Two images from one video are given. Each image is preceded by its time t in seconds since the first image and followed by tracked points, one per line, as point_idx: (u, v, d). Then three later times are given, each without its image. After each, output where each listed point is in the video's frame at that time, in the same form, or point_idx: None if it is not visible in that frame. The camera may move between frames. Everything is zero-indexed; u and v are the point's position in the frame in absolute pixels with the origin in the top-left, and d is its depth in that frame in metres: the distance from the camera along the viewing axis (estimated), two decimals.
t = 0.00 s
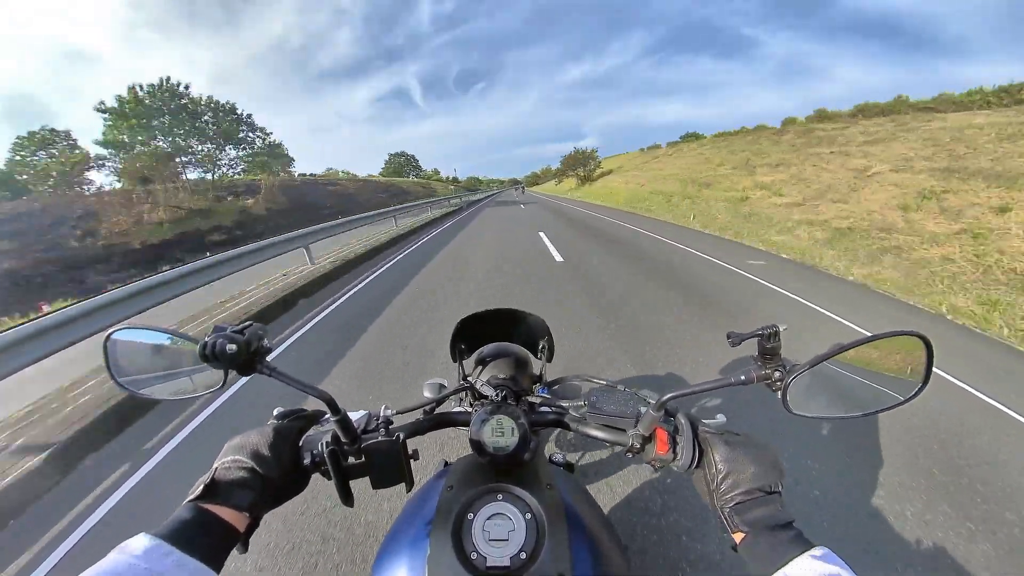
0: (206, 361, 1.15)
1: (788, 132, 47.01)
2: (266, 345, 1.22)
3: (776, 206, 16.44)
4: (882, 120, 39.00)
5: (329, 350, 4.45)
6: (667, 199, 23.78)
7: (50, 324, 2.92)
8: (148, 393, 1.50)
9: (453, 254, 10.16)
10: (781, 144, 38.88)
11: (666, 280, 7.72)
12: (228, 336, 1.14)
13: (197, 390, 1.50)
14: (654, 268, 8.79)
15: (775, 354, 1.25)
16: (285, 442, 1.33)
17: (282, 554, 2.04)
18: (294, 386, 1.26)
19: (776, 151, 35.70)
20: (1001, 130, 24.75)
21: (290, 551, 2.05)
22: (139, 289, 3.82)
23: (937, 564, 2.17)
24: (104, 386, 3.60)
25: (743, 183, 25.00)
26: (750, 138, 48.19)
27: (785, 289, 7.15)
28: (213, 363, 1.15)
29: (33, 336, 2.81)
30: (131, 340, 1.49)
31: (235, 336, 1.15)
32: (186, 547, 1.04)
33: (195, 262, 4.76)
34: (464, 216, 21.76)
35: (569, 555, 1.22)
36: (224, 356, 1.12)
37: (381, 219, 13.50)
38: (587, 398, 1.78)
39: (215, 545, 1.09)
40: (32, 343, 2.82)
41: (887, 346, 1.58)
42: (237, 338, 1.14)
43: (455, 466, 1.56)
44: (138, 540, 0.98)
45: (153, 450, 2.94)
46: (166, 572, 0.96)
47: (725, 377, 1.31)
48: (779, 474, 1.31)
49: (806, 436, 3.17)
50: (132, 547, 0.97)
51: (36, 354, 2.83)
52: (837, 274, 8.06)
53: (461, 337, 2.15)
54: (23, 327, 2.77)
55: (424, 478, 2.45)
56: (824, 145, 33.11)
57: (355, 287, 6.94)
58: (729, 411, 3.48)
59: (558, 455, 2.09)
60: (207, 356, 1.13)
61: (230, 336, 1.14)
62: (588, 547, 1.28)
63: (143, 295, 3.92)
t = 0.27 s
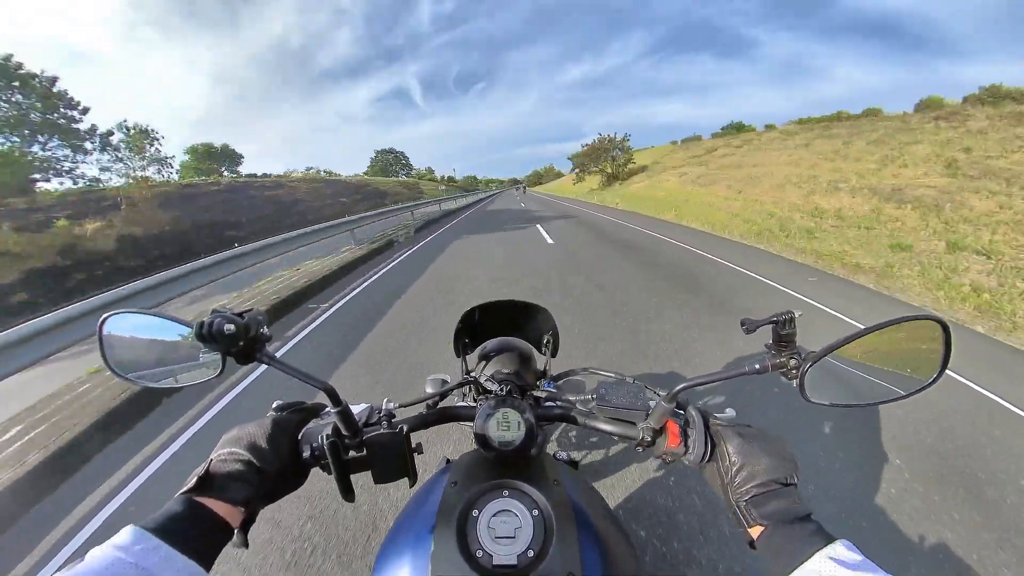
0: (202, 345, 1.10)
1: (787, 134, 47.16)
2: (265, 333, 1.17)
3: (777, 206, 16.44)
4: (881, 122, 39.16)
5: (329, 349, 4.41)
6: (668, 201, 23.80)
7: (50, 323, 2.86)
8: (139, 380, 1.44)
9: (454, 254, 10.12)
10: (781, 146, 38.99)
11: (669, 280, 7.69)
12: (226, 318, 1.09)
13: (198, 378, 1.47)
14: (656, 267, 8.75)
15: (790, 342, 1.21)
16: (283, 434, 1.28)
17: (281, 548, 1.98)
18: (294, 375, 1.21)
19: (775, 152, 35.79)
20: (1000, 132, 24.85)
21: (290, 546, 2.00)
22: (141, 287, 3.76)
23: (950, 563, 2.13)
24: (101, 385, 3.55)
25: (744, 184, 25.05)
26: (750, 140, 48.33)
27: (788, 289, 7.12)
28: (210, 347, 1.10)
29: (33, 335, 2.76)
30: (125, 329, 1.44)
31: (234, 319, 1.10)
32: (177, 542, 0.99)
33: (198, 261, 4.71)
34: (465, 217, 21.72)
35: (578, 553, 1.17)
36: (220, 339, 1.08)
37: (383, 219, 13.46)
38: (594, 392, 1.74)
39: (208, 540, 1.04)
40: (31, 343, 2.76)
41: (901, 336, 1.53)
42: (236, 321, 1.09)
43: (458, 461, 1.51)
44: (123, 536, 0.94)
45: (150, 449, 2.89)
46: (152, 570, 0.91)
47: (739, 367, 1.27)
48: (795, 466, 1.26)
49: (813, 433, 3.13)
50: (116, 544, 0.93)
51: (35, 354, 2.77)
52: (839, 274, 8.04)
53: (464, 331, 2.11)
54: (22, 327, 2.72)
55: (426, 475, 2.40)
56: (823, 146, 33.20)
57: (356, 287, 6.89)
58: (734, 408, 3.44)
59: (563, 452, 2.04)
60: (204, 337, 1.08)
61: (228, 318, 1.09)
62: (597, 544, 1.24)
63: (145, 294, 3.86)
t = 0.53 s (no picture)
0: (213, 350, 1.12)
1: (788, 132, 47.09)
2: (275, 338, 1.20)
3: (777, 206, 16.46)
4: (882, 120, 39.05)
5: (332, 351, 4.43)
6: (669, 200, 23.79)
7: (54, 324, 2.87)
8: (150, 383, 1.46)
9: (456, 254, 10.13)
10: (781, 145, 38.96)
11: (670, 280, 7.70)
12: (237, 325, 1.11)
13: (209, 380, 1.48)
14: (657, 267, 8.76)
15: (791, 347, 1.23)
16: (291, 438, 1.31)
17: (288, 551, 2.02)
18: (303, 380, 1.24)
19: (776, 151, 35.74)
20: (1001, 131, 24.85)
21: (297, 547, 2.04)
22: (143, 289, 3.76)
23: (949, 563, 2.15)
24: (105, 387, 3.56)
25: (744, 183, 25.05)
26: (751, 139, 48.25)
27: (790, 289, 7.13)
28: (222, 353, 1.12)
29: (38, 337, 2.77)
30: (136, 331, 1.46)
31: (245, 325, 1.13)
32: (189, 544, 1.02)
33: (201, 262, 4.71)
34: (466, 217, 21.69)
35: (582, 553, 1.19)
36: (232, 345, 1.10)
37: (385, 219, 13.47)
38: (596, 395, 1.76)
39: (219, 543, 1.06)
40: (35, 344, 2.78)
41: (899, 342, 1.54)
42: (247, 327, 1.12)
43: (463, 463, 1.54)
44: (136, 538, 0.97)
45: (154, 450, 2.90)
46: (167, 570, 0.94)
47: (740, 371, 1.29)
48: (794, 469, 1.28)
49: (814, 434, 3.15)
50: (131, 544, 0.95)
51: (39, 355, 2.78)
52: (840, 273, 8.05)
53: (468, 333, 2.13)
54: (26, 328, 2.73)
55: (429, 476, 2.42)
56: (824, 145, 33.14)
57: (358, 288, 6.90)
58: (735, 409, 3.46)
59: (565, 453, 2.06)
60: (216, 344, 1.10)
61: (240, 325, 1.12)
62: (601, 545, 1.26)
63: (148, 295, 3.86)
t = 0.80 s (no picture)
0: (207, 341, 1.10)
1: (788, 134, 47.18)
2: (269, 331, 1.18)
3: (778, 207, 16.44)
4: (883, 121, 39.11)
5: (331, 350, 4.42)
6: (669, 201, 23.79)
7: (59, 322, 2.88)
8: (141, 377, 1.43)
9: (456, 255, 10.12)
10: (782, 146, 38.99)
11: (670, 280, 7.68)
12: (231, 316, 1.09)
13: (199, 377, 1.45)
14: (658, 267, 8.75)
15: (794, 342, 1.21)
16: (286, 433, 1.29)
17: (280, 548, 1.99)
18: (297, 374, 1.22)
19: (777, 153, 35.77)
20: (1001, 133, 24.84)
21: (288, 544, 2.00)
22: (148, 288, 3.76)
23: (954, 563, 2.12)
24: (102, 383, 3.54)
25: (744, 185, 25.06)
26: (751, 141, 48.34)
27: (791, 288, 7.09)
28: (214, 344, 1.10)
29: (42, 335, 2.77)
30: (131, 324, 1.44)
31: (239, 316, 1.11)
32: (180, 538, 1.00)
33: (206, 262, 4.72)
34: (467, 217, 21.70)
35: (581, 552, 1.17)
36: (225, 336, 1.08)
37: (385, 219, 13.48)
38: (596, 392, 1.74)
39: (210, 538, 1.04)
40: (40, 343, 2.78)
41: (903, 336, 1.52)
42: (241, 318, 1.10)
43: (461, 460, 1.51)
44: (124, 528, 0.94)
45: (150, 449, 2.88)
46: (156, 564, 0.92)
47: (742, 367, 1.27)
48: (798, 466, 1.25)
49: (816, 433, 3.12)
50: (119, 536, 0.93)
51: (45, 354, 2.79)
52: (842, 273, 8.02)
53: (467, 331, 2.11)
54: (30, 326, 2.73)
55: (427, 474, 2.40)
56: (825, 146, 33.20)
57: (359, 288, 6.88)
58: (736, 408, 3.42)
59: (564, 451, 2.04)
60: (207, 335, 1.08)
61: (234, 315, 1.10)
62: (601, 543, 1.24)
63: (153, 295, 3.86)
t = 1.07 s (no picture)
0: (194, 343, 1.10)
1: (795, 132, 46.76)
2: (259, 333, 1.17)
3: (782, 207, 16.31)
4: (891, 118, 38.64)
5: (332, 350, 4.45)
6: (673, 200, 23.63)
7: (64, 319, 2.92)
8: (132, 376, 1.43)
9: (458, 254, 10.14)
10: (788, 144, 38.62)
11: (671, 279, 7.63)
12: (218, 317, 1.08)
13: (182, 378, 1.42)
14: (661, 266, 8.70)
15: (793, 350, 1.18)
16: (278, 435, 1.28)
17: (273, 549, 2.00)
18: (288, 376, 1.21)
19: (783, 151, 35.44)
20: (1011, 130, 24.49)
21: (281, 546, 2.01)
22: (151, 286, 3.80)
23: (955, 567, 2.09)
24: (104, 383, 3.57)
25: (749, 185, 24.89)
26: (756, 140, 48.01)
27: (794, 288, 7.03)
28: (201, 345, 1.09)
29: (46, 331, 2.81)
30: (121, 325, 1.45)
31: (225, 318, 1.10)
32: (169, 538, 0.99)
33: (209, 260, 4.76)
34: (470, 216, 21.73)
35: (573, 558, 1.15)
36: (212, 337, 1.07)
37: (388, 216, 13.51)
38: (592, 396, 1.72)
39: (198, 539, 1.03)
40: (44, 339, 2.82)
41: (905, 343, 1.49)
42: (228, 320, 1.09)
43: (454, 464, 1.50)
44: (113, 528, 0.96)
45: (150, 449, 2.90)
46: (144, 563, 0.92)
47: (740, 374, 1.24)
48: (795, 477, 1.23)
49: (815, 436, 3.08)
50: (107, 535, 0.95)
51: (48, 351, 2.83)
52: (846, 272, 7.95)
53: (463, 332, 2.09)
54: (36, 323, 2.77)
55: (422, 476, 2.39)
56: (832, 144, 32.83)
57: (363, 289, 6.91)
58: (734, 411, 3.40)
59: (560, 454, 2.03)
60: (193, 336, 1.07)
61: (219, 318, 1.09)
62: (593, 550, 1.22)
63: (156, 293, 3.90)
